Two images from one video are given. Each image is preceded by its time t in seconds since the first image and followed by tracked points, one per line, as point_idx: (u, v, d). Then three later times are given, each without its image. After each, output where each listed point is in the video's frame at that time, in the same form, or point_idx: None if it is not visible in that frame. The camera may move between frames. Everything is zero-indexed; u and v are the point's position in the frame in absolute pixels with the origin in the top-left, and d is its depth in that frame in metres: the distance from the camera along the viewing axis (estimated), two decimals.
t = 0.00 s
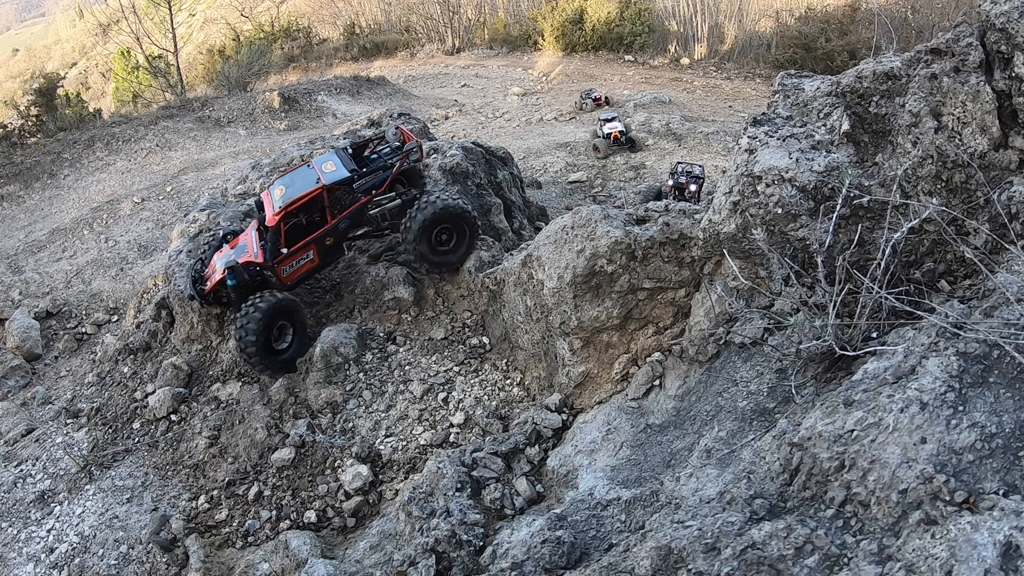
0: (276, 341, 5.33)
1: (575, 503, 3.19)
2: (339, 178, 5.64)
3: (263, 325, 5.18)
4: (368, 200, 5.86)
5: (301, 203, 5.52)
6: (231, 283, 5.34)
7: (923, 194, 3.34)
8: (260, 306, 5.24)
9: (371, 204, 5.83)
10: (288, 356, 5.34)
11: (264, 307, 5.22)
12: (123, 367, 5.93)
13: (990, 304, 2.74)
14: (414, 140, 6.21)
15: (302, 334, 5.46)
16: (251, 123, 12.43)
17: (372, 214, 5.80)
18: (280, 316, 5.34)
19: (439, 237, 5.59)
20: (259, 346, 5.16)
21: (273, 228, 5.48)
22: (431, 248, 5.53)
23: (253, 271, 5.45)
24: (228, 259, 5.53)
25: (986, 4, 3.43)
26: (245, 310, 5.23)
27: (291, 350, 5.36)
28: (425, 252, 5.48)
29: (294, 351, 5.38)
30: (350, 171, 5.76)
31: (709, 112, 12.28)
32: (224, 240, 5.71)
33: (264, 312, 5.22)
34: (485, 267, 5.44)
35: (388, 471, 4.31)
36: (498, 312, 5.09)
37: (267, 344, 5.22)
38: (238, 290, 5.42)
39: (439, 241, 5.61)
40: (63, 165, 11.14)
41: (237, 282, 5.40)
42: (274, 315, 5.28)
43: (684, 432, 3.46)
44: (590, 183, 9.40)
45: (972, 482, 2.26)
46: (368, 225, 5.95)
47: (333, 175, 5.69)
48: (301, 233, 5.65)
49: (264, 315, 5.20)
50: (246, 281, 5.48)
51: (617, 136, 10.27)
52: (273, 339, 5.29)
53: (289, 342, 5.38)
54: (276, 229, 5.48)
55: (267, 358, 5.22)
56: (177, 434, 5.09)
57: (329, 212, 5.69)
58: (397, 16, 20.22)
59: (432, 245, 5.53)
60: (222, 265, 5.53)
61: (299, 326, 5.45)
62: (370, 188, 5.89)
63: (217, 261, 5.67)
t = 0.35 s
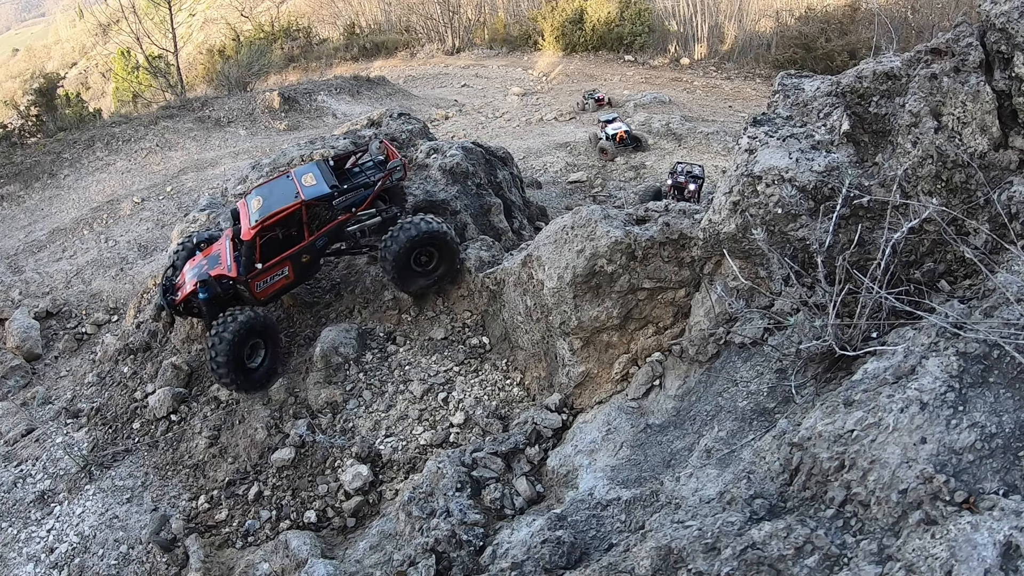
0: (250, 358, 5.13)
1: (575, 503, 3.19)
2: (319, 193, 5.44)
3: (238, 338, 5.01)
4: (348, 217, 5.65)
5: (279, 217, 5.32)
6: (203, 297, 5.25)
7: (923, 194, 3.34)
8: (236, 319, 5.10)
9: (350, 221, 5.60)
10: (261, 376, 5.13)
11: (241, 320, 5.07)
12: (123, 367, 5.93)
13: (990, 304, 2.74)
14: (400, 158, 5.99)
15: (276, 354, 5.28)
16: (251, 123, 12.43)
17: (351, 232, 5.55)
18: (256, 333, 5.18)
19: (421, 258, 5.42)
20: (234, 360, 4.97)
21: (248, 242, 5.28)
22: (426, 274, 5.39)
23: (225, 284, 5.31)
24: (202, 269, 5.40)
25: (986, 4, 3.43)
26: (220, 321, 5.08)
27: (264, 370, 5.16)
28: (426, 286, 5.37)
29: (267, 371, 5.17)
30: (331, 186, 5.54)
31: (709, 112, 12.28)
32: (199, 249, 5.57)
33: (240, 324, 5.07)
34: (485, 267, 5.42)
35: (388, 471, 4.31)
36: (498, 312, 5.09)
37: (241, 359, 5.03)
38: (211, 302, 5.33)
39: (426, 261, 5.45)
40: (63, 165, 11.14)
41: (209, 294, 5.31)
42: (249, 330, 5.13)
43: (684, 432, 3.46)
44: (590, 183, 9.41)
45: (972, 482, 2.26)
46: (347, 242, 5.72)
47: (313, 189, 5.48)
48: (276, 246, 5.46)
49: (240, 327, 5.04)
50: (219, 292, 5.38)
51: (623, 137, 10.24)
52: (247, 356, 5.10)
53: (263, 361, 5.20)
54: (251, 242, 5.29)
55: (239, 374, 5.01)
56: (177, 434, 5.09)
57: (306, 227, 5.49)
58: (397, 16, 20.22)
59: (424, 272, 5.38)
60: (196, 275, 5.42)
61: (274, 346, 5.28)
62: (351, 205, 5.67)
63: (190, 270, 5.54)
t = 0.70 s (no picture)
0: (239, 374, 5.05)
1: (575, 503, 3.19)
2: (312, 206, 5.41)
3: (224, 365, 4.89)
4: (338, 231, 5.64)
5: (271, 229, 5.26)
6: (191, 310, 5.10)
7: (923, 194, 3.34)
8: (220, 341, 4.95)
9: (342, 235, 5.61)
10: (251, 389, 5.09)
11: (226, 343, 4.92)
12: (123, 367, 5.92)
13: (990, 304, 2.74)
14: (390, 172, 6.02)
15: (262, 363, 5.21)
16: (251, 123, 12.42)
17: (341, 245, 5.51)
18: (241, 348, 5.06)
19: (408, 263, 5.48)
20: (221, 383, 4.87)
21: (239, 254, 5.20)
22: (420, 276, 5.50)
23: (215, 297, 5.19)
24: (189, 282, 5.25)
25: (986, 4, 3.43)
26: (206, 342, 4.95)
27: (253, 381, 5.11)
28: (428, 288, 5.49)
29: (256, 383, 5.12)
30: (323, 199, 5.53)
31: (709, 112, 12.29)
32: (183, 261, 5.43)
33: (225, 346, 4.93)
34: (485, 267, 5.41)
35: (388, 471, 4.31)
36: (498, 312, 5.09)
37: (230, 379, 4.94)
38: (198, 315, 5.17)
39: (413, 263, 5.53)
40: (63, 165, 11.14)
41: (198, 307, 5.16)
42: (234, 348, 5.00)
43: (684, 432, 3.46)
44: (590, 183, 9.41)
45: (972, 482, 2.26)
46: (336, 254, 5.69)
47: (305, 202, 5.45)
48: (267, 259, 5.39)
49: (225, 351, 4.90)
50: (206, 306, 5.24)
51: (626, 137, 10.17)
52: (235, 373, 5.01)
53: (251, 373, 5.13)
54: (242, 255, 5.20)
55: (230, 395, 4.94)
56: (177, 434, 5.08)
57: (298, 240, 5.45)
58: (397, 16, 20.22)
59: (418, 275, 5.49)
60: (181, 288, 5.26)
61: (259, 356, 5.19)
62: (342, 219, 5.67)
63: (175, 283, 5.39)
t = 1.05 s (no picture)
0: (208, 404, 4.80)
1: (575, 503, 3.19)
2: (284, 219, 5.41)
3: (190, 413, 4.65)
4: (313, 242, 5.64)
5: (244, 245, 5.26)
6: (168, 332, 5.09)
7: (923, 194, 3.34)
8: (186, 370, 4.69)
9: (316, 246, 5.60)
10: (231, 415, 4.86)
11: (189, 376, 4.65)
12: (123, 367, 5.92)
13: (990, 304, 2.74)
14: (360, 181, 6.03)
15: (240, 394, 4.89)
16: (251, 123, 12.41)
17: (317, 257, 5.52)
18: (212, 379, 4.77)
19: (387, 271, 5.41)
20: (184, 414, 4.63)
21: (214, 272, 5.20)
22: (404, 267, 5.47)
23: (192, 317, 5.19)
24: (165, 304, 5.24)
25: (986, 4, 3.43)
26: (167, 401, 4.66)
27: (225, 413, 4.84)
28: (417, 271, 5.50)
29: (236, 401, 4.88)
30: (295, 211, 5.52)
31: (709, 112, 12.29)
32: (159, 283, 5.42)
33: (188, 379, 4.66)
34: (485, 267, 5.40)
35: (388, 471, 4.31)
36: (498, 312, 5.09)
37: (194, 412, 4.70)
38: (176, 336, 5.17)
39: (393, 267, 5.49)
40: (63, 165, 11.14)
41: (176, 328, 5.16)
42: (202, 379, 4.71)
43: (684, 432, 3.46)
44: (590, 183, 9.42)
45: (971, 482, 2.26)
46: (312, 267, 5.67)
47: (277, 216, 5.45)
48: (242, 275, 5.39)
49: (187, 385, 4.63)
50: (184, 326, 5.25)
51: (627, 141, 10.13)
52: (204, 404, 4.76)
53: (223, 404, 4.84)
54: (217, 273, 5.20)
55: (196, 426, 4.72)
56: (177, 434, 5.08)
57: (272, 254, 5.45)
58: (397, 16, 20.23)
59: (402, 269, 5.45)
60: (158, 311, 5.26)
61: (235, 386, 4.87)
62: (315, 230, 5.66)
63: (152, 306, 5.38)
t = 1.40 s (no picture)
0: (156, 439, 4.77)
1: (575, 503, 3.19)
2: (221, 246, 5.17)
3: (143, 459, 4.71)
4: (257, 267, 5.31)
5: (184, 277, 5.09)
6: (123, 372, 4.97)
7: (923, 194, 3.34)
8: (132, 401, 4.71)
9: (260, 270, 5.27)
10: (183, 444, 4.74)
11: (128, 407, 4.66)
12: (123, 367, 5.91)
13: (990, 304, 2.74)
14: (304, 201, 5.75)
15: (188, 437, 4.75)
16: (251, 123, 12.41)
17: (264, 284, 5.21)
18: (157, 415, 4.72)
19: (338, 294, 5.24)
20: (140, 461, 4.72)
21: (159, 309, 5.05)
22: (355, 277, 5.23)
23: (148, 356, 5.02)
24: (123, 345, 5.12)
25: (986, 4, 3.43)
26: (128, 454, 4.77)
27: (169, 453, 4.73)
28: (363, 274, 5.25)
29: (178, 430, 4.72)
30: (234, 237, 5.25)
31: (709, 112, 12.29)
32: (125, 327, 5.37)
33: (129, 410, 4.67)
34: (485, 267, 5.39)
35: (388, 471, 4.31)
36: (498, 312, 5.09)
37: (134, 445, 4.69)
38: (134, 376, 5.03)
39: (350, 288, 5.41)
40: (63, 165, 11.15)
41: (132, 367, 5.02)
42: (147, 412, 4.70)
43: (684, 432, 3.46)
44: (590, 183, 9.43)
45: (972, 482, 2.26)
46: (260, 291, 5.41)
47: (217, 245, 5.22)
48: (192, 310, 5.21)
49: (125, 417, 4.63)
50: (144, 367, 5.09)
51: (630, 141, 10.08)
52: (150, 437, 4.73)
53: (169, 444, 4.73)
54: (163, 308, 5.05)
55: (138, 460, 4.72)
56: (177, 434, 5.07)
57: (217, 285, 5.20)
58: (397, 16, 20.24)
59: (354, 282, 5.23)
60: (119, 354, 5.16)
61: (183, 427, 4.73)
62: (258, 254, 5.33)
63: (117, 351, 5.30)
